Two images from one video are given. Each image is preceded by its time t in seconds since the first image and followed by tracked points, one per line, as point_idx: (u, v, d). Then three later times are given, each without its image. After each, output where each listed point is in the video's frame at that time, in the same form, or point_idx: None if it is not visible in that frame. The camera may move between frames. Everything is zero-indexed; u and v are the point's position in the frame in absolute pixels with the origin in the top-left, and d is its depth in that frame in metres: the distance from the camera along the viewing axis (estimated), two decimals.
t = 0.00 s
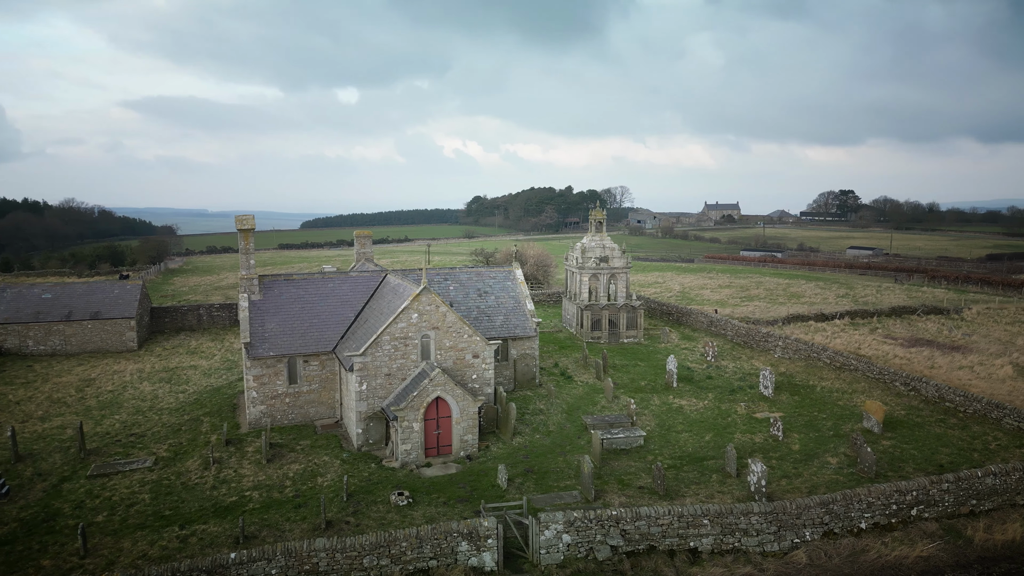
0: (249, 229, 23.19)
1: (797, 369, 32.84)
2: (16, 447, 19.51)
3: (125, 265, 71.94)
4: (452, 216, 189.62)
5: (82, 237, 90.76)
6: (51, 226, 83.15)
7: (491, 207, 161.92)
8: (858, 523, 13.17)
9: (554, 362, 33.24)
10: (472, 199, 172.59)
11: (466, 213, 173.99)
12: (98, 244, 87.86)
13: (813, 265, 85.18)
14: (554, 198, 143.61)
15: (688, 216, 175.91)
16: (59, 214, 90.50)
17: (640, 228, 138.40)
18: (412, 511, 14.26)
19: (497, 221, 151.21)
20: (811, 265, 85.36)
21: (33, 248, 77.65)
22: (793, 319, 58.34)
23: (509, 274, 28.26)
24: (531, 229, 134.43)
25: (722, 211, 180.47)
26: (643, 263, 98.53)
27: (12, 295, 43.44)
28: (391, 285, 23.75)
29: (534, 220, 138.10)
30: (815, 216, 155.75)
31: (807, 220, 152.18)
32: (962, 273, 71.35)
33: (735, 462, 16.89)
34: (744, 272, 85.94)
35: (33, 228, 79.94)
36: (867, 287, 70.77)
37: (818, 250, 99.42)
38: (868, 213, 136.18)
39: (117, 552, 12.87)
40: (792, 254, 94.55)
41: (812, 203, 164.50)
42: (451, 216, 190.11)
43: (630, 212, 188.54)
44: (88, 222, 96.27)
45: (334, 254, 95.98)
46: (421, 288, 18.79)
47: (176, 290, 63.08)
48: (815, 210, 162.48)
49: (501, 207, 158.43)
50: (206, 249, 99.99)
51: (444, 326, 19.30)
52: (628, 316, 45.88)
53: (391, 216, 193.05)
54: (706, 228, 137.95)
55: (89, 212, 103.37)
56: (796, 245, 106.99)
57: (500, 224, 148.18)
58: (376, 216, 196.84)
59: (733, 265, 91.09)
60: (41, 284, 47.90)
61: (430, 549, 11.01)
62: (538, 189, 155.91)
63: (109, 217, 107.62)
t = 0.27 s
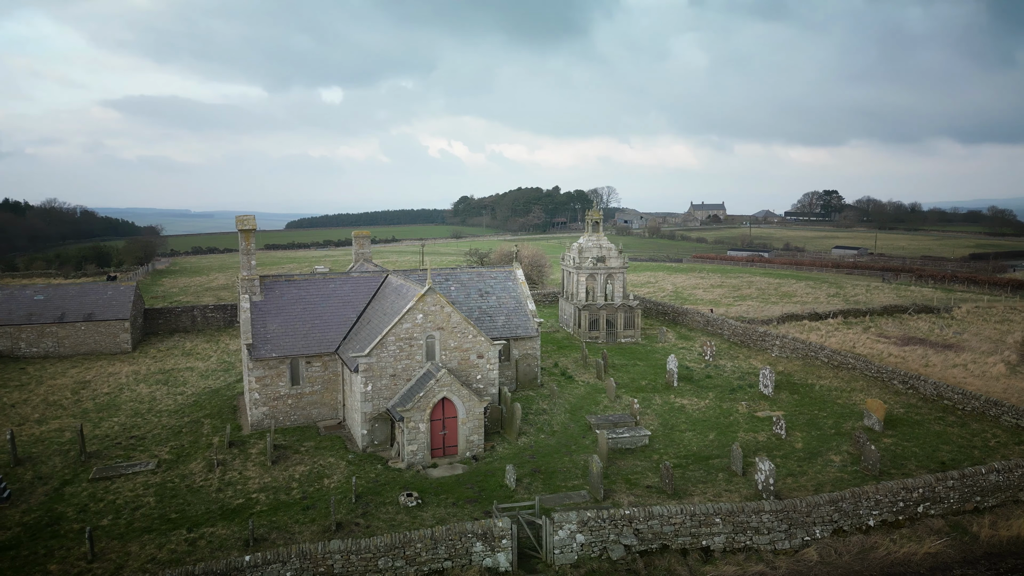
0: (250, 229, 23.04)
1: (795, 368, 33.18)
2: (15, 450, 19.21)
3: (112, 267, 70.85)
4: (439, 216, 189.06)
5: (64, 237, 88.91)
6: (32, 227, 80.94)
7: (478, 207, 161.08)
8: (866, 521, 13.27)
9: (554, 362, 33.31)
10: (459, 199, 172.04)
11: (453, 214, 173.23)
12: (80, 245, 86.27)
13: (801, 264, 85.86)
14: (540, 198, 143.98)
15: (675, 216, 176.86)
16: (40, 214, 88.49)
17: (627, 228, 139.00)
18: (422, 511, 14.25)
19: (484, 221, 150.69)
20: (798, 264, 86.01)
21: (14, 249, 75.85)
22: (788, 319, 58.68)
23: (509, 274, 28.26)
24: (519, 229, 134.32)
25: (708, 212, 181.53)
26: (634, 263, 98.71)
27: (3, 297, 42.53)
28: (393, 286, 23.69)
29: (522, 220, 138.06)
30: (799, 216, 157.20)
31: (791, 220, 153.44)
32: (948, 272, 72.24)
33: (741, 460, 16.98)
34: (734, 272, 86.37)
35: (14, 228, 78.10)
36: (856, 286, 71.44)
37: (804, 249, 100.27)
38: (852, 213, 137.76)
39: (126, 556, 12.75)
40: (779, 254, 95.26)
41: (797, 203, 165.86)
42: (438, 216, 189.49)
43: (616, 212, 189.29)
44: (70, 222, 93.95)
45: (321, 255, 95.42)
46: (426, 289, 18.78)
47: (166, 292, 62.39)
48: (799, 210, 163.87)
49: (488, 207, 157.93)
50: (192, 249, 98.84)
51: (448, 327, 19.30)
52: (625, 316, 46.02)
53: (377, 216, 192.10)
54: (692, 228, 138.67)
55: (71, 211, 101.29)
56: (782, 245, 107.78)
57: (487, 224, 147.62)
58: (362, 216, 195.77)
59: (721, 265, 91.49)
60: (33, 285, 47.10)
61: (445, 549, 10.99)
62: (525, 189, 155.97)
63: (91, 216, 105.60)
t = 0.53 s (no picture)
0: (251, 229, 22.88)
1: (792, 366, 33.51)
2: (13, 453, 18.92)
3: (98, 268, 69.78)
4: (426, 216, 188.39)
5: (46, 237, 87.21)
6: (13, 227, 79.32)
7: (465, 207, 160.51)
8: (873, 518, 13.38)
9: (554, 362, 33.40)
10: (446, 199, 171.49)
11: (439, 214, 172.38)
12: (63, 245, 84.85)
13: (788, 263, 86.68)
14: (528, 199, 143.82)
15: (661, 216, 177.69)
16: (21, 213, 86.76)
17: (614, 228, 139.37)
18: (431, 512, 14.23)
19: (471, 221, 150.13)
20: (786, 264, 86.72)
21: None
22: (782, 318, 59.08)
23: (510, 274, 28.26)
24: (506, 229, 134.21)
25: (693, 212, 182.58)
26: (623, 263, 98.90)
27: None
28: (395, 286, 23.64)
29: (509, 220, 137.90)
30: (784, 216, 158.75)
31: (775, 220, 154.83)
32: (933, 272, 73.21)
33: (746, 459, 17.08)
34: (724, 271, 86.85)
35: None
36: (844, 285, 72.17)
37: (790, 249, 101.19)
38: (835, 213, 139.48)
39: (133, 561, 12.63)
40: (765, 254, 96.02)
41: (782, 203, 167.42)
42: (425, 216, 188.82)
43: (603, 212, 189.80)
44: (52, 222, 92.30)
45: (308, 255, 94.75)
46: (430, 289, 18.77)
47: (155, 293, 61.64)
48: (783, 210, 165.45)
49: (475, 207, 157.23)
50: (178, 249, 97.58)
51: (452, 327, 19.30)
52: (622, 316, 46.18)
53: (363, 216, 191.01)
54: (679, 228, 139.37)
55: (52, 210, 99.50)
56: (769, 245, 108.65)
57: (474, 224, 147.13)
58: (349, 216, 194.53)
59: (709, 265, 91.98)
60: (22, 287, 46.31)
61: (459, 550, 10.98)
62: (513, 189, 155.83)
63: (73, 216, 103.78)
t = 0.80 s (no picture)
0: (251, 229, 22.68)
1: (789, 365, 33.84)
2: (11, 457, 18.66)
3: (84, 268, 68.69)
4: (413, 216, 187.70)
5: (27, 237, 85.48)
6: None
7: (451, 207, 158.98)
8: (880, 514, 13.50)
9: (552, 361, 33.47)
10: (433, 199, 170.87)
11: (426, 214, 171.04)
12: (44, 245, 83.40)
13: (775, 263, 87.47)
14: (515, 199, 143.65)
15: (648, 216, 178.50)
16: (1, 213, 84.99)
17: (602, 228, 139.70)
18: (440, 513, 14.21)
19: (458, 221, 149.22)
20: (773, 264, 87.43)
21: None
22: (775, 317, 59.49)
23: (510, 274, 28.27)
24: (494, 229, 134.02)
25: (680, 212, 183.52)
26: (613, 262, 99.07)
27: None
28: (397, 286, 23.57)
29: (496, 220, 137.73)
30: (768, 216, 160.23)
31: (760, 220, 156.11)
32: (918, 271, 74.18)
33: (750, 457, 17.19)
34: (713, 271, 87.29)
35: None
36: (833, 284, 72.94)
37: (776, 249, 102.07)
38: (819, 213, 141.07)
39: (141, 565, 12.52)
40: (751, 254, 96.73)
41: (765, 203, 168.85)
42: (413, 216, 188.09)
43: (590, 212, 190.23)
44: (33, 221, 90.49)
45: (294, 256, 93.82)
46: (434, 289, 18.75)
47: (144, 294, 60.83)
48: (767, 210, 166.90)
49: (461, 207, 155.91)
50: (163, 249, 96.23)
51: (456, 327, 19.29)
52: (619, 315, 46.35)
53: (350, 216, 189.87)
54: (665, 228, 140.02)
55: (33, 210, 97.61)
56: (754, 245, 109.46)
57: (461, 224, 146.59)
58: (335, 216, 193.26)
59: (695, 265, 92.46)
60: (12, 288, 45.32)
61: (473, 550, 10.97)
62: (501, 189, 155.70)
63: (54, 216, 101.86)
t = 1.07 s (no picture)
0: (252, 229, 22.47)
1: (786, 364, 34.14)
2: (9, 461, 18.39)
3: (70, 269, 67.70)
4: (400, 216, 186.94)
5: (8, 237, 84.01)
6: None
7: (437, 208, 157.67)
8: (885, 511, 13.63)
9: (551, 361, 33.52)
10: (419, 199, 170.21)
11: (412, 214, 169.44)
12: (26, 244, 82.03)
13: (761, 263, 88.24)
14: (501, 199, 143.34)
15: (634, 216, 179.33)
16: None
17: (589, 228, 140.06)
18: (448, 514, 14.20)
19: (445, 221, 148.17)
20: (760, 263, 88.12)
21: None
22: (767, 316, 59.90)
23: (509, 274, 28.28)
24: (480, 229, 133.84)
25: (665, 212, 184.54)
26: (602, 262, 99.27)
27: None
28: (398, 287, 23.51)
29: (483, 220, 137.51)
30: (753, 216, 161.68)
31: (744, 220, 157.39)
32: (903, 271, 75.12)
33: (754, 455, 17.31)
34: (703, 271, 87.74)
35: None
36: (821, 284, 73.68)
37: (761, 249, 102.95)
38: (803, 214, 142.52)
39: (148, 569, 12.40)
40: (738, 253, 97.48)
41: (750, 203, 170.18)
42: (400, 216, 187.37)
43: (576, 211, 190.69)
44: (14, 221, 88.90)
45: (280, 256, 92.76)
46: (439, 289, 18.74)
47: (133, 296, 60.07)
48: (752, 210, 168.21)
49: (447, 207, 154.70)
50: (147, 250, 94.79)
51: (460, 328, 19.29)
52: (615, 315, 46.50)
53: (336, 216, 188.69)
54: (651, 228, 140.72)
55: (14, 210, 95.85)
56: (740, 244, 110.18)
57: (447, 224, 146.00)
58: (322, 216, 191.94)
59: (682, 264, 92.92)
60: None
61: (486, 551, 10.97)
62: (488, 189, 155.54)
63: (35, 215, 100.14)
